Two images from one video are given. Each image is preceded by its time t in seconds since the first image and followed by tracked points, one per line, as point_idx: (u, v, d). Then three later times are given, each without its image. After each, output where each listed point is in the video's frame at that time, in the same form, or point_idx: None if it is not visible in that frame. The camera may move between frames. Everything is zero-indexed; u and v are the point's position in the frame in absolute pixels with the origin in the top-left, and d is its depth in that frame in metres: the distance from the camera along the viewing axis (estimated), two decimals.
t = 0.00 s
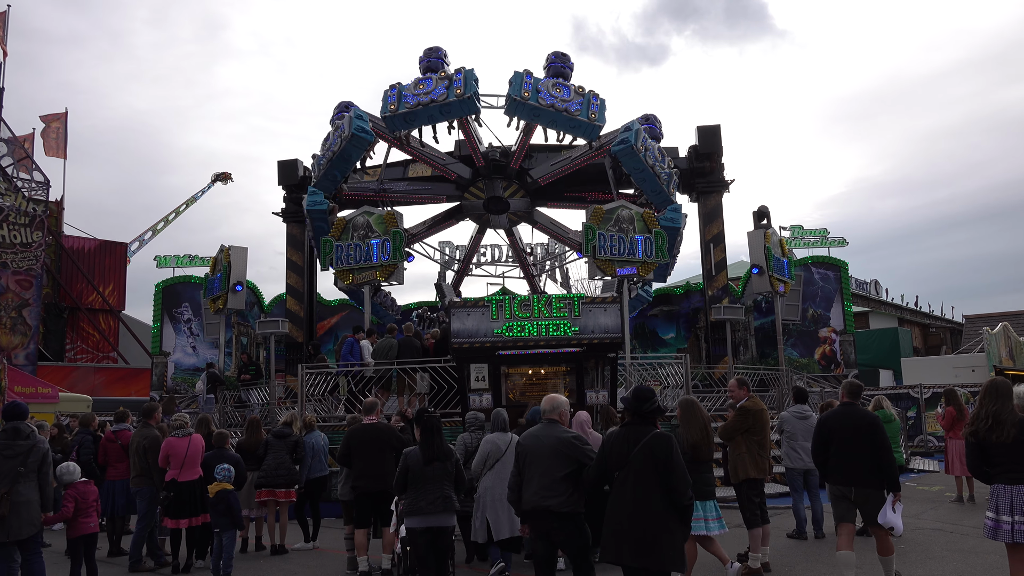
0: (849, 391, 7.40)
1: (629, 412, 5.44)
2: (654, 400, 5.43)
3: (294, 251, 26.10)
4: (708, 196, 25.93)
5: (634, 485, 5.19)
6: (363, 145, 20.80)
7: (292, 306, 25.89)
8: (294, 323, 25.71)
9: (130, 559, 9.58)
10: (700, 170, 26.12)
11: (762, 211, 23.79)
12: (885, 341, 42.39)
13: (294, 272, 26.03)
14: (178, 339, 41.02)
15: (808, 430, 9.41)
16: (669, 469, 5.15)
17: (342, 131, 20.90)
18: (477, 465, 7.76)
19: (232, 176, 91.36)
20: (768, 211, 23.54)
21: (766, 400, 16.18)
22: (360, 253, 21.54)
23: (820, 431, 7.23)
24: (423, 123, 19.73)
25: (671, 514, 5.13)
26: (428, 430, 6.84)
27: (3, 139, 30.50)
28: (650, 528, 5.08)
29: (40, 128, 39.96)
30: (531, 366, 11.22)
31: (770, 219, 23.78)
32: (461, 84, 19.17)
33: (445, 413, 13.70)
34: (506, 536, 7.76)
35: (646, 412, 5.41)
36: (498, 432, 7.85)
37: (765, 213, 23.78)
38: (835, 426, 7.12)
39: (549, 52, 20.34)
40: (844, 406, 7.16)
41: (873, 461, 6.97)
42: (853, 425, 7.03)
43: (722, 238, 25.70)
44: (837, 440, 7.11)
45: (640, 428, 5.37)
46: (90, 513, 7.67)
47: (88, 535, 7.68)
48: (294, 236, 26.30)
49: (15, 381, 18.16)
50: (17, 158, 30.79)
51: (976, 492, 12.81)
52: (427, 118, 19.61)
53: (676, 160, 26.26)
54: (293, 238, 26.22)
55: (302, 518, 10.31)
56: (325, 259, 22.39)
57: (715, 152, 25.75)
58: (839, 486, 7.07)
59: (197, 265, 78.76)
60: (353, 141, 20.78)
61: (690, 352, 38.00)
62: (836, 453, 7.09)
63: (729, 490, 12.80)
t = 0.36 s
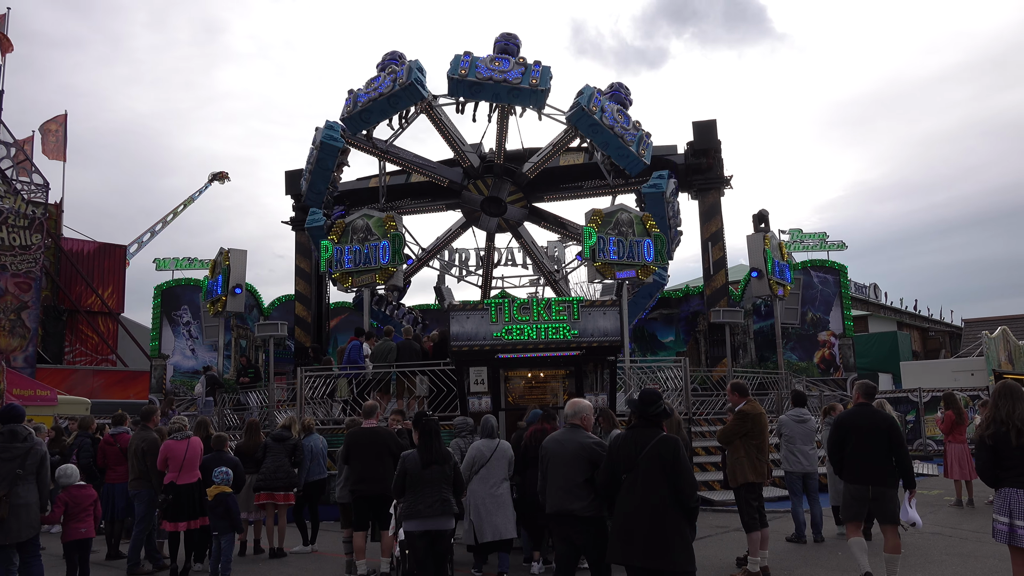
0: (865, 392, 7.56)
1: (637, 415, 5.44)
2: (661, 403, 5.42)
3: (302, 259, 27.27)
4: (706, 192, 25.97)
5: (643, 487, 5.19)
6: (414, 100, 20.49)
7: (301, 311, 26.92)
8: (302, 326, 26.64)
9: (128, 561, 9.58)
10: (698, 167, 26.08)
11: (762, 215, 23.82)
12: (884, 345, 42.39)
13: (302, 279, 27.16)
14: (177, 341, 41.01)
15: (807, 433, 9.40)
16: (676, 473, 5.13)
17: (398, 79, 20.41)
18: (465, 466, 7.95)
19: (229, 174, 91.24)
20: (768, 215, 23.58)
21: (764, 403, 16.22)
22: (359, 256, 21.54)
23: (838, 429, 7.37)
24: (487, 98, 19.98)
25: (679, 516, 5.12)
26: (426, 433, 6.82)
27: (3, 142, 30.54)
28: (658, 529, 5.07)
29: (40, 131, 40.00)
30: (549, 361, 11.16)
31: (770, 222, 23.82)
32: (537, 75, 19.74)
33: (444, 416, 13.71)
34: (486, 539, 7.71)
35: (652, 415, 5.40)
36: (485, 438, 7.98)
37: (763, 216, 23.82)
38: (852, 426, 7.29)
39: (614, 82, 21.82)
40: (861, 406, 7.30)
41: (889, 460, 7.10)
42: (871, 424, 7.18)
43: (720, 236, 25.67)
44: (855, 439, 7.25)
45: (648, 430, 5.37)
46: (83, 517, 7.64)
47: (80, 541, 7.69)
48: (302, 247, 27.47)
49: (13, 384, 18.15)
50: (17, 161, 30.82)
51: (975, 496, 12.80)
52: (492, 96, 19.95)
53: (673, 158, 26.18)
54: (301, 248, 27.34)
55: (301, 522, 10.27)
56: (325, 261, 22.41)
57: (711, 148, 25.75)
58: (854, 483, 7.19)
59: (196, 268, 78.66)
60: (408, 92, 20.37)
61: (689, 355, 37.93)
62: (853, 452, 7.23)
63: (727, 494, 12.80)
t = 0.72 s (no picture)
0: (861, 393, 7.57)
1: (658, 416, 5.47)
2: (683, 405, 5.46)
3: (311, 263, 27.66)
4: (702, 187, 26.01)
5: (667, 488, 5.24)
6: (477, 77, 21.21)
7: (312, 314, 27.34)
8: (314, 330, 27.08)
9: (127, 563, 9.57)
10: (693, 160, 26.01)
11: (762, 216, 23.81)
12: (884, 345, 42.39)
13: (312, 283, 27.54)
14: (177, 343, 41.02)
15: (807, 433, 9.38)
16: (700, 473, 5.20)
17: (471, 50, 21.14)
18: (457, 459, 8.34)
19: (227, 173, 91.21)
20: (768, 215, 23.58)
21: (764, 404, 16.23)
22: (359, 257, 21.53)
23: (839, 430, 7.35)
24: (548, 101, 20.99)
25: (702, 517, 5.19)
26: (426, 434, 6.81)
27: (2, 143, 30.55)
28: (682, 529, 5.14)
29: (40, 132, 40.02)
30: (555, 363, 11.16)
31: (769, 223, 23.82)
32: (604, 104, 21.20)
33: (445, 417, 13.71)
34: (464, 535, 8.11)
35: (674, 416, 5.43)
36: (470, 437, 8.46)
37: (763, 217, 23.82)
38: (852, 427, 7.27)
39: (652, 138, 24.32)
40: (860, 408, 7.29)
41: (889, 460, 7.12)
42: (871, 425, 7.18)
43: (716, 232, 25.75)
44: (855, 439, 7.23)
45: (670, 431, 5.40)
46: (81, 520, 7.60)
47: (78, 543, 7.65)
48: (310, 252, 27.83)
49: (13, 385, 18.16)
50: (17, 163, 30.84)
51: (976, 496, 12.79)
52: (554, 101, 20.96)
53: (668, 151, 26.04)
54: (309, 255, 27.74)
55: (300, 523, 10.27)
56: (325, 262, 22.41)
57: (704, 141, 25.61)
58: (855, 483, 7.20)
59: (196, 269, 78.64)
60: (475, 67, 21.05)
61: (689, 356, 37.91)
62: (854, 454, 7.22)
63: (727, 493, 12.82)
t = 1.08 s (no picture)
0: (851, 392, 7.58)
1: (681, 415, 5.48)
2: (706, 404, 5.48)
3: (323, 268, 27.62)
4: (694, 180, 25.38)
5: (691, 486, 5.26)
6: (539, 86, 21.44)
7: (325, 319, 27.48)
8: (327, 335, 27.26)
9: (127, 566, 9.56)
10: (684, 154, 25.46)
11: (761, 216, 23.80)
12: (884, 344, 42.39)
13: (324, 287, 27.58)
14: (177, 345, 41.04)
15: (807, 433, 9.35)
16: (724, 473, 5.23)
17: (544, 60, 21.49)
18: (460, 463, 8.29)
19: (224, 174, 91.23)
20: (768, 215, 23.56)
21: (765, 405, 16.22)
22: (359, 259, 21.52)
23: (832, 430, 7.34)
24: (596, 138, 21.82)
25: (727, 517, 5.22)
26: (426, 435, 6.81)
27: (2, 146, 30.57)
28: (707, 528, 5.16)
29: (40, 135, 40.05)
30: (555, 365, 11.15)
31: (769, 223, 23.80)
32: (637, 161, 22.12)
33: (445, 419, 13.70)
34: (471, 535, 8.27)
35: (697, 414, 5.45)
36: (469, 441, 8.42)
37: (763, 217, 23.81)
38: (845, 426, 7.26)
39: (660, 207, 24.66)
40: (851, 406, 7.30)
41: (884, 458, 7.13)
42: (866, 423, 7.18)
43: (709, 227, 25.22)
44: (850, 438, 7.24)
45: (693, 430, 5.42)
46: (82, 522, 7.60)
47: (78, 546, 7.64)
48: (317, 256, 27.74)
49: (13, 388, 18.16)
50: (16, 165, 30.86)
51: (977, 497, 12.79)
52: (602, 142, 21.79)
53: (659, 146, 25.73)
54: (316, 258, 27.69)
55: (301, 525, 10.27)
56: (324, 263, 22.40)
57: (694, 134, 25.16)
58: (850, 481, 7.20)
59: (196, 271, 78.65)
60: (542, 76, 21.34)
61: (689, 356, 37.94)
62: (850, 452, 7.21)
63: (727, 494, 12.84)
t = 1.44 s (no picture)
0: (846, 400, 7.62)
1: (692, 421, 5.48)
2: (715, 411, 5.46)
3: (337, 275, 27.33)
4: (683, 182, 24.96)
5: (699, 492, 5.26)
6: (584, 132, 21.90)
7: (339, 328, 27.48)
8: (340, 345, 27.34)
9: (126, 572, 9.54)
10: (674, 155, 24.96)
11: (761, 222, 23.81)
12: (884, 350, 42.39)
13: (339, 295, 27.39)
14: (177, 350, 41.03)
15: (809, 440, 9.32)
16: (731, 479, 5.22)
17: (596, 111, 22.01)
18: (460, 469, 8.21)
19: (223, 177, 91.31)
20: (768, 221, 23.57)
21: (766, 411, 16.21)
22: (360, 265, 21.54)
23: (830, 435, 7.34)
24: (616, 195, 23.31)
25: (734, 524, 5.21)
26: (426, 441, 6.81)
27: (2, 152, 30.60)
28: (715, 534, 5.15)
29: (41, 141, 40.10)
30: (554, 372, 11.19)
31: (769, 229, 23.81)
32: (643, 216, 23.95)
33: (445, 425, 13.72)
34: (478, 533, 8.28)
35: (707, 420, 5.45)
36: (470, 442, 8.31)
37: (763, 223, 23.85)
38: (843, 432, 7.28)
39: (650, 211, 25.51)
40: (848, 413, 7.34)
41: (880, 464, 7.17)
42: (862, 429, 7.24)
43: (699, 228, 24.87)
44: (848, 444, 7.25)
45: (703, 436, 5.42)
46: (82, 528, 7.60)
47: (78, 552, 7.63)
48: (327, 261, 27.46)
49: (13, 394, 18.15)
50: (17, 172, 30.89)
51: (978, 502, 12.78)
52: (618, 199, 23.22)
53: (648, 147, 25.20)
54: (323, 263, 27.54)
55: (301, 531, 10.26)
56: (324, 269, 22.41)
57: (682, 134, 24.48)
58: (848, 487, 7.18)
59: (196, 278, 78.63)
60: (589, 125, 21.83)
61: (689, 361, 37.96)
62: (849, 457, 7.21)
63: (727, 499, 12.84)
